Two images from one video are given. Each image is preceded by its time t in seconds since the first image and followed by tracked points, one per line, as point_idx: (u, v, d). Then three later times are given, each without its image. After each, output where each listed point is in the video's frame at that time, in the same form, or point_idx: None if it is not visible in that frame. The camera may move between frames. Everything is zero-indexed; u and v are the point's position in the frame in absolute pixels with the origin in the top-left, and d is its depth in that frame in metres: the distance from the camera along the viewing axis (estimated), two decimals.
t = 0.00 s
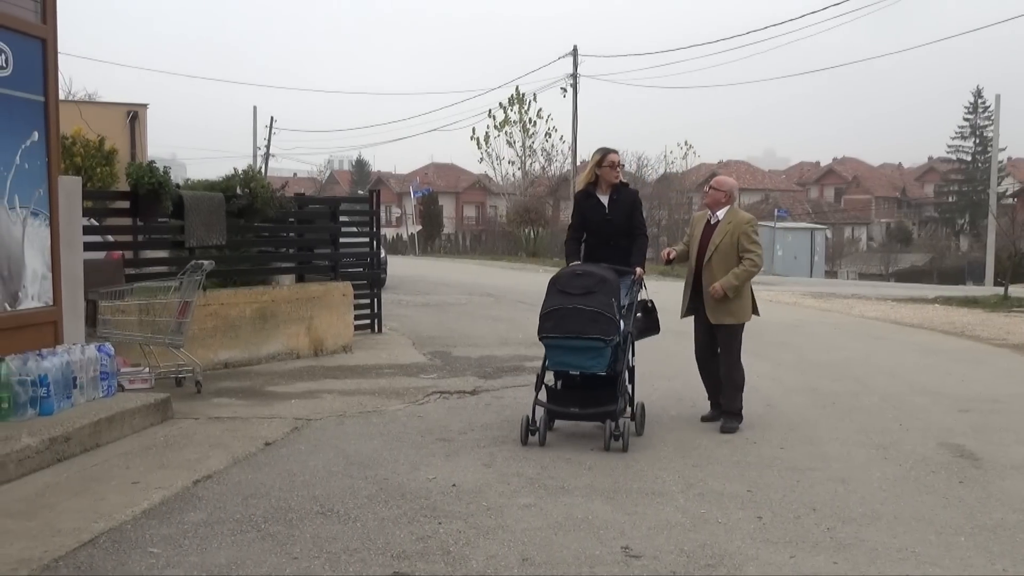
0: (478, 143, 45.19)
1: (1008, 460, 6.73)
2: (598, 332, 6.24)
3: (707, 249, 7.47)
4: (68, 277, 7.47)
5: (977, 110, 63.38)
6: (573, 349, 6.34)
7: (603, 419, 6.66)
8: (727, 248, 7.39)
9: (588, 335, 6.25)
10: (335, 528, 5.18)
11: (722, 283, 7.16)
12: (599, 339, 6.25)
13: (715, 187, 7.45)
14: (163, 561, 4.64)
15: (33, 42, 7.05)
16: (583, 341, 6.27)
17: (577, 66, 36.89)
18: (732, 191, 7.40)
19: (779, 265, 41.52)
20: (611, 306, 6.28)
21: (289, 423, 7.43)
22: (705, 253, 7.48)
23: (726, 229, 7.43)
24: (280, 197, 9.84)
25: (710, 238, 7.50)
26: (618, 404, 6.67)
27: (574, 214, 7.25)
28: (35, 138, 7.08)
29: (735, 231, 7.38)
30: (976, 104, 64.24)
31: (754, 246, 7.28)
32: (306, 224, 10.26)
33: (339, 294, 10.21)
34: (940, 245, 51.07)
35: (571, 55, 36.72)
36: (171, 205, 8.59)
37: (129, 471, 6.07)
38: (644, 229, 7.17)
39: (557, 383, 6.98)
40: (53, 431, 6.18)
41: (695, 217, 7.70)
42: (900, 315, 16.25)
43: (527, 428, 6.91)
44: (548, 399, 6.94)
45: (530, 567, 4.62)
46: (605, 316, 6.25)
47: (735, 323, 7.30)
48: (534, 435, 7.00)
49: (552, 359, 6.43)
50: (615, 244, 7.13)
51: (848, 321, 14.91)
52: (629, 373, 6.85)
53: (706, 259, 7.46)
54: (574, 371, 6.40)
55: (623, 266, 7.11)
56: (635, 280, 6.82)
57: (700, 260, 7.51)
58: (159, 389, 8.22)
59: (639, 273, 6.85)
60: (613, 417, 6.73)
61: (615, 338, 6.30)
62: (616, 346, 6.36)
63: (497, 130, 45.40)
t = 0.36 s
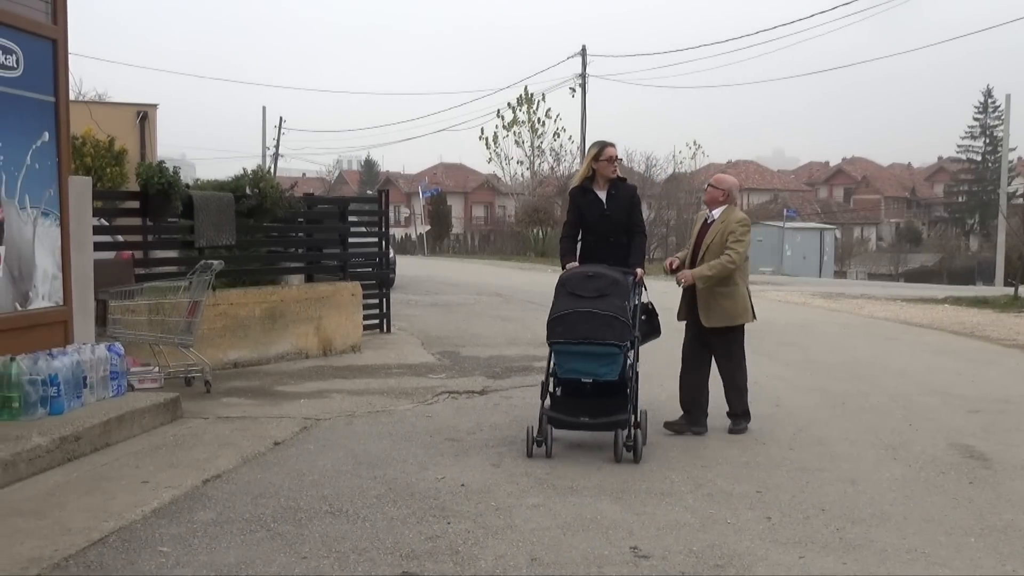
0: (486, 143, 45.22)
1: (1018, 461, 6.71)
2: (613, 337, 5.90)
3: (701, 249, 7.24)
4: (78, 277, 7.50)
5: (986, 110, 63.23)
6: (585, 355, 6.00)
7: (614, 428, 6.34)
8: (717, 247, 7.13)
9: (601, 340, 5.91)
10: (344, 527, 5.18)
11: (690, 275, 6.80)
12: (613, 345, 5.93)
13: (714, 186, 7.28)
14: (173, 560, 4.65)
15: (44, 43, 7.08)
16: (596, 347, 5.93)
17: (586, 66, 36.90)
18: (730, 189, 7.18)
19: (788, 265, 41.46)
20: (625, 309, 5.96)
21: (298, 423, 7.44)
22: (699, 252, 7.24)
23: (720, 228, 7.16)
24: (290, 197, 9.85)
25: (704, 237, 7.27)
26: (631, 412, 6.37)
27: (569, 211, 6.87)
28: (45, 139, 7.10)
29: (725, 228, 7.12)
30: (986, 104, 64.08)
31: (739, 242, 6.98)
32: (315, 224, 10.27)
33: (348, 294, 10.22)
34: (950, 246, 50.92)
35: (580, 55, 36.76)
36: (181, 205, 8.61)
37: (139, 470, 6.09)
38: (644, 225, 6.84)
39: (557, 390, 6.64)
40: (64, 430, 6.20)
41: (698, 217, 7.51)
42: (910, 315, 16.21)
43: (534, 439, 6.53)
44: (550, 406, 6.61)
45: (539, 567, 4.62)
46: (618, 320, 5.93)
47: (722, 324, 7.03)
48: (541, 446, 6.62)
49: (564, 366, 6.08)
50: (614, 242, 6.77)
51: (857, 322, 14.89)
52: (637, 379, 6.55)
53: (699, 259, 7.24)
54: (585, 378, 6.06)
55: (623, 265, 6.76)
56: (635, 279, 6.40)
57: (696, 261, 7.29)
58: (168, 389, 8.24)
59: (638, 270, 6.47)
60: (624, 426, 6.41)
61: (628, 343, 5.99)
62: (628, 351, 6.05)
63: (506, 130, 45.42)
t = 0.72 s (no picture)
0: (495, 143, 45.24)
1: None
2: (634, 342, 5.64)
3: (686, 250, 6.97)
4: (89, 277, 7.53)
5: (996, 109, 63.11)
6: (603, 361, 5.71)
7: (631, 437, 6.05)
8: (699, 248, 6.85)
9: (621, 346, 5.63)
10: (353, 527, 5.19)
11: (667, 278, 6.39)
12: (634, 351, 5.67)
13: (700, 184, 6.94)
14: (183, 559, 4.66)
15: (55, 43, 7.10)
16: (616, 353, 5.65)
17: (595, 66, 36.91)
18: (716, 188, 6.85)
19: (797, 265, 41.39)
20: (646, 312, 5.70)
21: (308, 422, 7.46)
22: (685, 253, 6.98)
23: (703, 229, 6.86)
24: (299, 197, 9.87)
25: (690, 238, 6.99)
26: (649, 420, 6.05)
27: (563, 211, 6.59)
28: (56, 139, 7.13)
29: (708, 229, 6.82)
30: (995, 104, 63.94)
31: (719, 245, 6.67)
32: (324, 224, 10.29)
33: (358, 294, 10.23)
34: (960, 246, 50.81)
35: (589, 54, 36.81)
36: (191, 205, 8.64)
37: (149, 470, 6.10)
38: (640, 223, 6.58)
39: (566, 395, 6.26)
40: (75, 429, 6.22)
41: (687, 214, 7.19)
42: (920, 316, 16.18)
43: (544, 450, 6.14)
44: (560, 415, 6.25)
45: (548, 567, 4.62)
46: (640, 324, 5.67)
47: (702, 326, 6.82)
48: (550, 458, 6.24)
49: (580, 373, 5.77)
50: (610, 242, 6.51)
51: (867, 322, 14.86)
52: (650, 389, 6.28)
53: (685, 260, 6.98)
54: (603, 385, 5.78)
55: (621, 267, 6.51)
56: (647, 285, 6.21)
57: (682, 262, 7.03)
58: (178, 388, 8.27)
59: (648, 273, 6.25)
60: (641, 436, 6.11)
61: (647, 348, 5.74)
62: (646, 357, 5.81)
63: (514, 130, 45.45)
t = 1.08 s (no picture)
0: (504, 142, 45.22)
1: None
2: (655, 346, 5.64)
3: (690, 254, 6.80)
4: (101, 277, 7.56)
5: (1006, 109, 62.89)
6: (623, 366, 5.70)
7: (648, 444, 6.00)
8: (705, 253, 6.68)
9: (642, 349, 5.62)
10: (364, 526, 5.20)
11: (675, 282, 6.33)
12: (655, 355, 5.66)
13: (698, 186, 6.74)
14: (194, 558, 4.67)
15: (67, 44, 7.13)
16: (637, 357, 5.64)
17: (605, 65, 36.88)
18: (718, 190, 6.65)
19: (808, 265, 41.30)
20: (665, 316, 5.70)
21: (318, 422, 7.47)
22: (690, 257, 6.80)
23: (709, 233, 6.69)
24: (310, 197, 9.89)
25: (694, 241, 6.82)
26: (666, 427, 6.02)
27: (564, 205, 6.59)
28: (68, 139, 7.16)
29: (713, 233, 6.64)
30: (1006, 103, 63.71)
31: (726, 249, 6.50)
32: (335, 224, 10.31)
33: (368, 293, 10.26)
34: (971, 246, 50.62)
35: (598, 55, 36.82)
36: (202, 205, 8.67)
37: (161, 469, 6.12)
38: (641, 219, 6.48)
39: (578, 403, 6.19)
40: (86, 428, 6.24)
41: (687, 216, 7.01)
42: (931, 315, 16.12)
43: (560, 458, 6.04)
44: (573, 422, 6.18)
45: (558, 567, 4.62)
46: (661, 327, 5.66)
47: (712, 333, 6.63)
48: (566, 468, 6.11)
49: (600, 377, 5.73)
50: (608, 239, 6.44)
51: (878, 322, 14.82)
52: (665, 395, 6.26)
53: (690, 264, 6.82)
54: (622, 390, 5.76)
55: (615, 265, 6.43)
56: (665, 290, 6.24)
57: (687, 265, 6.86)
58: (189, 388, 8.29)
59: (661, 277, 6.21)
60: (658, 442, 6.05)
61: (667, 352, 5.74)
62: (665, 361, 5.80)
63: (523, 130, 45.45)
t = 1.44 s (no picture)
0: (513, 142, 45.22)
1: None
2: (674, 349, 5.64)
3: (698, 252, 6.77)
4: (112, 277, 7.60)
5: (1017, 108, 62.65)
6: (641, 369, 5.69)
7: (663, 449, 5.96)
8: (714, 253, 6.64)
9: (662, 352, 5.62)
10: (373, 526, 5.21)
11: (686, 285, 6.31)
12: (673, 358, 5.66)
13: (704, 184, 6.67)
14: (205, 557, 4.68)
15: (78, 44, 7.15)
16: (656, 360, 5.63)
17: (615, 65, 36.85)
18: (725, 188, 6.59)
19: (818, 265, 41.22)
20: (683, 318, 5.71)
21: (328, 421, 7.48)
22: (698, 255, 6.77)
23: (717, 232, 6.65)
24: (320, 197, 9.91)
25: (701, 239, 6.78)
26: (682, 432, 5.99)
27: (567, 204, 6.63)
28: (80, 139, 7.18)
29: (721, 232, 6.60)
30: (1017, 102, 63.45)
31: (736, 249, 6.47)
32: (345, 224, 10.33)
33: (378, 293, 10.29)
34: (982, 245, 50.43)
35: (608, 54, 36.81)
36: (213, 205, 8.71)
37: (172, 468, 6.14)
38: (640, 220, 6.35)
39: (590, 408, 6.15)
40: (98, 427, 6.26)
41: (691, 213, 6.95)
42: (943, 316, 16.08)
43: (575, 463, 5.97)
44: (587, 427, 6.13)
45: (568, 567, 4.62)
46: (678, 330, 5.67)
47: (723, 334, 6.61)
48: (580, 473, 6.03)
49: (616, 381, 5.73)
50: (604, 239, 6.42)
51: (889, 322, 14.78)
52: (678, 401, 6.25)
53: (698, 262, 6.78)
54: (639, 394, 5.75)
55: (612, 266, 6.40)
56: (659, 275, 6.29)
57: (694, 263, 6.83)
58: (199, 387, 8.31)
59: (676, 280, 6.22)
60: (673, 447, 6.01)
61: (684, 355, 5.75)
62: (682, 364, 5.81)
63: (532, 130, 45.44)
